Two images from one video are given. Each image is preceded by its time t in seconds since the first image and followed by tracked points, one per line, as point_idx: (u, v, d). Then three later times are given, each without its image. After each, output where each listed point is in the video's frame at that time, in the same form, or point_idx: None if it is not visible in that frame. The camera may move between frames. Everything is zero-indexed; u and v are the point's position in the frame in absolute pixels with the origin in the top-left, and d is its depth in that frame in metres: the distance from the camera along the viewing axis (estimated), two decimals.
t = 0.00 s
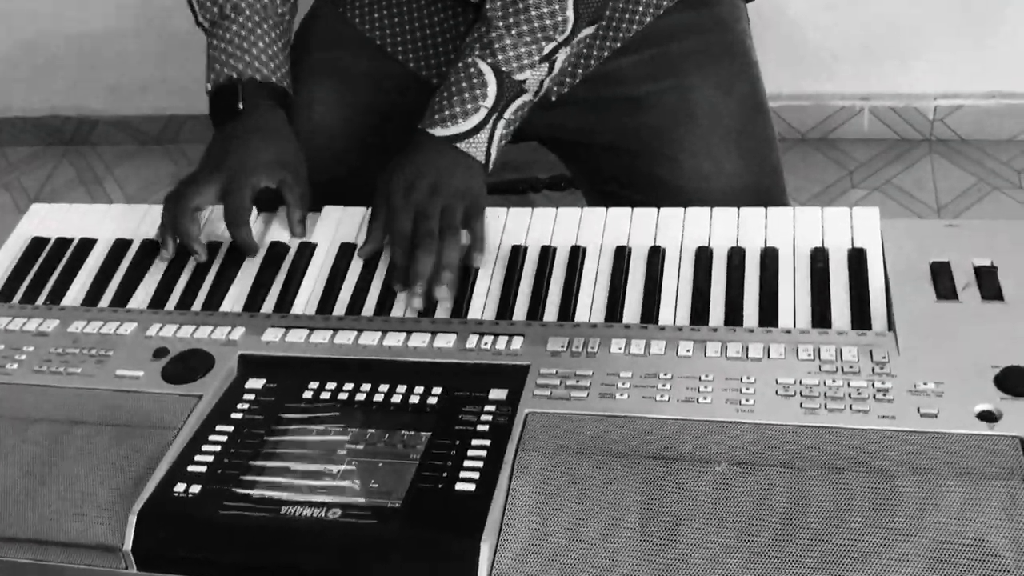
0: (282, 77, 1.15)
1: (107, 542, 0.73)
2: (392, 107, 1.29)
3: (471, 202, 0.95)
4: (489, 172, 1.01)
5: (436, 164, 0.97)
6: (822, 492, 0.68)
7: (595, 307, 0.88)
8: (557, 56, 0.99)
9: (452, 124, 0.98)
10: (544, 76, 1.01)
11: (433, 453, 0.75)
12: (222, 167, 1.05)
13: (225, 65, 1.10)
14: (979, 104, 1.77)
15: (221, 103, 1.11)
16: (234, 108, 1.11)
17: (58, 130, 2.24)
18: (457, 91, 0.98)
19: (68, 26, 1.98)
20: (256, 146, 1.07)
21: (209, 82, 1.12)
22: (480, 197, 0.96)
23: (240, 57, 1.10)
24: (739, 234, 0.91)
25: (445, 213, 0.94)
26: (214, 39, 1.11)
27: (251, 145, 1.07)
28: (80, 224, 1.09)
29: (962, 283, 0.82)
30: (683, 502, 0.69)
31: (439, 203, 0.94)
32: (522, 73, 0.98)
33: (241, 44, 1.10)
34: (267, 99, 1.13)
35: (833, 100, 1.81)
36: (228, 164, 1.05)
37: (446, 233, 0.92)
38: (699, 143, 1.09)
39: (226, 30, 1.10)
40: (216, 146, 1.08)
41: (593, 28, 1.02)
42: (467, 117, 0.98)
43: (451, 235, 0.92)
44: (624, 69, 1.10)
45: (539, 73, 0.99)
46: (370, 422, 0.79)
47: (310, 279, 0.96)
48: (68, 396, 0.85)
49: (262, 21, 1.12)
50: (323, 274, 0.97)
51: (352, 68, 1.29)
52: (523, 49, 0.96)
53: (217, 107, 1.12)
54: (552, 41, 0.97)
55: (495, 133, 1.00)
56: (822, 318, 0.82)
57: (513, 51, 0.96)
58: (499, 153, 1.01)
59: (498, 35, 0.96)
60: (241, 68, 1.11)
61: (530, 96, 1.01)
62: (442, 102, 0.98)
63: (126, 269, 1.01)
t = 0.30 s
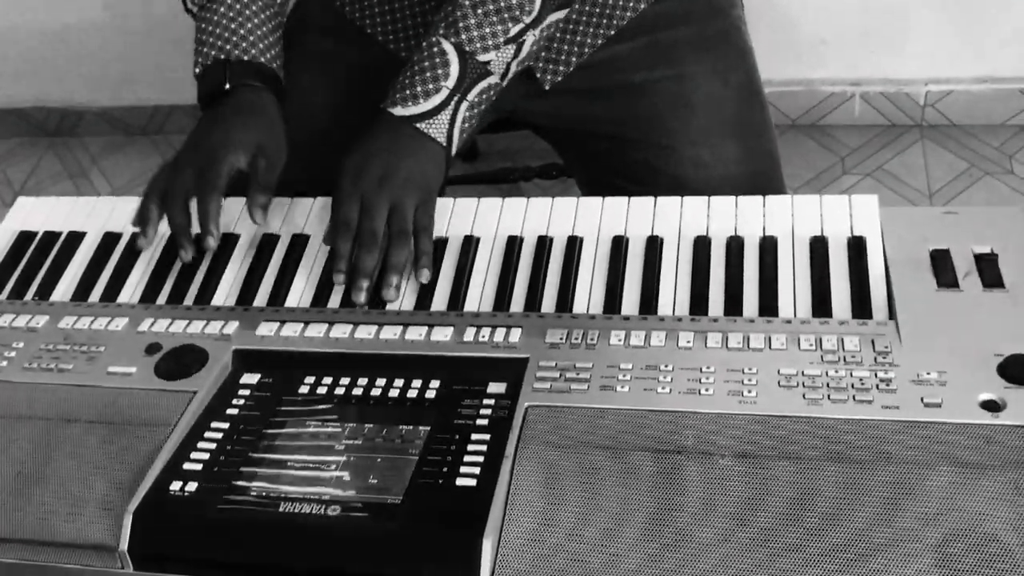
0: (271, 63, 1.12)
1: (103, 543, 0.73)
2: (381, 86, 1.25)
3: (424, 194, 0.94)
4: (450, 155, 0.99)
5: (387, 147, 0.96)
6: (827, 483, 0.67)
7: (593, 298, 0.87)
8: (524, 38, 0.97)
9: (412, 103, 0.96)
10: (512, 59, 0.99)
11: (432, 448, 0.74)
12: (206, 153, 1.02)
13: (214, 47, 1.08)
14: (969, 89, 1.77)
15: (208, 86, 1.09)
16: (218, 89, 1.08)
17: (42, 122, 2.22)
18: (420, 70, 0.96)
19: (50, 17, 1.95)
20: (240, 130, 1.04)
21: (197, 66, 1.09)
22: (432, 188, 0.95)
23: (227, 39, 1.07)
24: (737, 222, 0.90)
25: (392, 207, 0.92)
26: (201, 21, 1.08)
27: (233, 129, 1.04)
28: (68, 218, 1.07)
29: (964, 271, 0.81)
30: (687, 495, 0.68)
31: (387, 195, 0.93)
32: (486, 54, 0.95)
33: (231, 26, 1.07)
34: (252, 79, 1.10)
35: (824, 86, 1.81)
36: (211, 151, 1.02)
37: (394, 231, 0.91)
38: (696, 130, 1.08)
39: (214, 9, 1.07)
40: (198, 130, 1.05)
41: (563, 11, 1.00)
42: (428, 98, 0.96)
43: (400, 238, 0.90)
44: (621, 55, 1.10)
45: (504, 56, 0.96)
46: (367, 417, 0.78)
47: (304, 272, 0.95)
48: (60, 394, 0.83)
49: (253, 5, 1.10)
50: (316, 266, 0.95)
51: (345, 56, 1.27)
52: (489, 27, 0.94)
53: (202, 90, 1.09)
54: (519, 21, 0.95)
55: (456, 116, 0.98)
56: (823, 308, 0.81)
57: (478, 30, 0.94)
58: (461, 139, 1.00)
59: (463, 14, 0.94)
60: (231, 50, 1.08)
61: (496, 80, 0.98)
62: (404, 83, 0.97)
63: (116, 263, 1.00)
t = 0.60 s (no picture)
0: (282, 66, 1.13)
1: (114, 540, 0.73)
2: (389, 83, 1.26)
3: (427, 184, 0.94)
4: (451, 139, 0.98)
5: (387, 140, 0.95)
6: (841, 481, 0.67)
7: (602, 295, 0.87)
8: (530, 22, 0.93)
9: (413, 83, 0.94)
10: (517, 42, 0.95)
11: (444, 446, 0.74)
12: (221, 165, 1.03)
13: (223, 51, 1.09)
14: (973, 83, 1.76)
15: (221, 94, 1.10)
16: (231, 98, 1.09)
17: (43, 116, 2.21)
18: (423, 50, 0.92)
19: (50, 12, 1.94)
20: (253, 140, 1.06)
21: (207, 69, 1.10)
22: (436, 176, 0.95)
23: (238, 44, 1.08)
24: (746, 218, 0.90)
25: (399, 203, 0.92)
26: (212, 24, 1.09)
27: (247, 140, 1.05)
28: (74, 215, 1.07)
29: (974, 267, 0.81)
30: (701, 493, 0.68)
31: (390, 190, 0.92)
32: (490, 36, 0.92)
33: (240, 28, 1.08)
34: (263, 86, 1.10)
35: (828, 80, 1.81)
36: (225, 163, 1.03)
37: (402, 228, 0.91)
38: (705, 126, 1.08)
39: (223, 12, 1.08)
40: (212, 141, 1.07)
41: None
42: (430, 78, 0.93)
43: (408, 233, 0.90)
44: (627, 50, 1.10)
45: (510, 39, 0.93)
46: (378, 415, 0.78)
47: (313, 268, 0.95)
48: (69, 391, 0.83)
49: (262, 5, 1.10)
50: (323, 264, 0.95)
51: (346, 52, 1.27)
52: (492, 10, 0.90)
53: (215, 96, 1.11)
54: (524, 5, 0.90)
55: (459, 99, 0.95)
56: (834, 305, 0.81)
57: (481, 12, 0.90)
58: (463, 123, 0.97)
59: None
60: (240, 54, 1.09)
61: (500, 63, 0.95)
62: (407, 60, 0.94)
63: (122, 261, 0.99)
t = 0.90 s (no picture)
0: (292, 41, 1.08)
1: (133, 532, 0.73)
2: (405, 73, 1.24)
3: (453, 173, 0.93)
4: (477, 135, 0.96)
5: (416, 131, 0.93)
6: (861, 475, 0.67)
7: (620, 290, 0.87)
8: (556, 17, 0.93)
9: (441, 80, 0.93)
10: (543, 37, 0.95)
11: (463, 439, 0.74)
12: (229, 141, 0.99)
13: (233, 28, 1.04)
14: (986, 79, 1.76)
15: (230, 70, 1.06)
16: (241, 74, 1.05)
17: (53, 110, 2.21)
18: (450, 45, 0.92)
19: (60, 5, 1.94)
20: (264, 119, 1.01)
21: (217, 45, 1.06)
22: (463, 165, 0.94)
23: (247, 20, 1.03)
24: (764, 213, 0.90)
25: (425, 194, 0.91)
26: None
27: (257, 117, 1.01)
28: (89, 207, 1.07)
29: (992, 262, 0.81)
30: (720, 486, 0.68)
31: (417, 180, 0.91)
32: (518, 32, 0.92)
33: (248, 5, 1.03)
34: (272, 63, 1.06)
35: (840, 75, 1.81)
36: (234, 139, 0.99)
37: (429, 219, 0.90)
38: (722, 121, 1.08)
39: None
40: (218, 116, 1.03)
41: None
42: (458, 74, 0.93)
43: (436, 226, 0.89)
44: (643, 44, 1.09)
45: (536, 34, 0.93)
46: (397, 407, 0.78)
47: (328, 262, 0.95)
48: (86, 384, 0.83)
49: None
50: (338, 257, 0.95)
51: (357, 43, 1.26)
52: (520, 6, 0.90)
53: (224, 73, 1.06)
54: None
55: (486, 94, 0.94)
56: (852, 300, 0.81)
57: (509, 8, 0.90)
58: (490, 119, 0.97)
59: None
60: (247, 31, 1.04)
61: (526, 59, 0.95)
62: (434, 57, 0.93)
63: (137, 254, 0.99)
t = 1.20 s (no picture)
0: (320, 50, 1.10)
1: (152, 522, 0.72)
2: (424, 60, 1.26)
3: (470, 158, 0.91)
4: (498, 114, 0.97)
5: (434, 117, 0.92)
6: (886, 470, 0.67)
7: (639, 283, 0.86)
8: None
9: (464, 56, 0.94)
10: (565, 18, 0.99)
11: (483, 431, 0.73)
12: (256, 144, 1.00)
13: (259, 36, 1.06)
14: (999, 77, 1.76)
15: (257, 77, 1.07)
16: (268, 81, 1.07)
17: (63, 102, 2.22)
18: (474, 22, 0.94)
19: None
20: (288, 122, 1.02)
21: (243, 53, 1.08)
22: (482, 149, 0.92)
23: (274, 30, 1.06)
24: (785, 208, 0.90)
25: (440, 179, 0.89)
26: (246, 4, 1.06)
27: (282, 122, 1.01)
28: (104, 198, 1.06)
29: (1016, 257, 0.80)
30: (743, 480, 0.68)
31: (434, 163, 0.89)
32: (543, 9, 0.96)
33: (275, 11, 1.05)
34: (301, 70, 1.08)
35: (853, 73, 1.80)
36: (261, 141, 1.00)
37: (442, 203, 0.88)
38: (740, 113, 1.08)
39: None
40: (246, 122, 1.03)
41: None
42: (481, 51, 0.94)
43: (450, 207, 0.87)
44: (663, 36, 1.10)
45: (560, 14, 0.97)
46: (416, 399, 0.78)
47: (345, 254, 0.94)
48: (104, 373, 0.83)
49: None
50: (356, 249, 0.95)
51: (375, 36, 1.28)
52: None
53: (251, 80, 1.08)
54: None
55: (509, 71, 0.97)
56: (874, 295, 0.81)
57: None
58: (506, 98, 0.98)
59: None
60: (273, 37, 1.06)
61: (548, 40, 0.99)
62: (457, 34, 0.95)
63: (153, 244, 0.99)
